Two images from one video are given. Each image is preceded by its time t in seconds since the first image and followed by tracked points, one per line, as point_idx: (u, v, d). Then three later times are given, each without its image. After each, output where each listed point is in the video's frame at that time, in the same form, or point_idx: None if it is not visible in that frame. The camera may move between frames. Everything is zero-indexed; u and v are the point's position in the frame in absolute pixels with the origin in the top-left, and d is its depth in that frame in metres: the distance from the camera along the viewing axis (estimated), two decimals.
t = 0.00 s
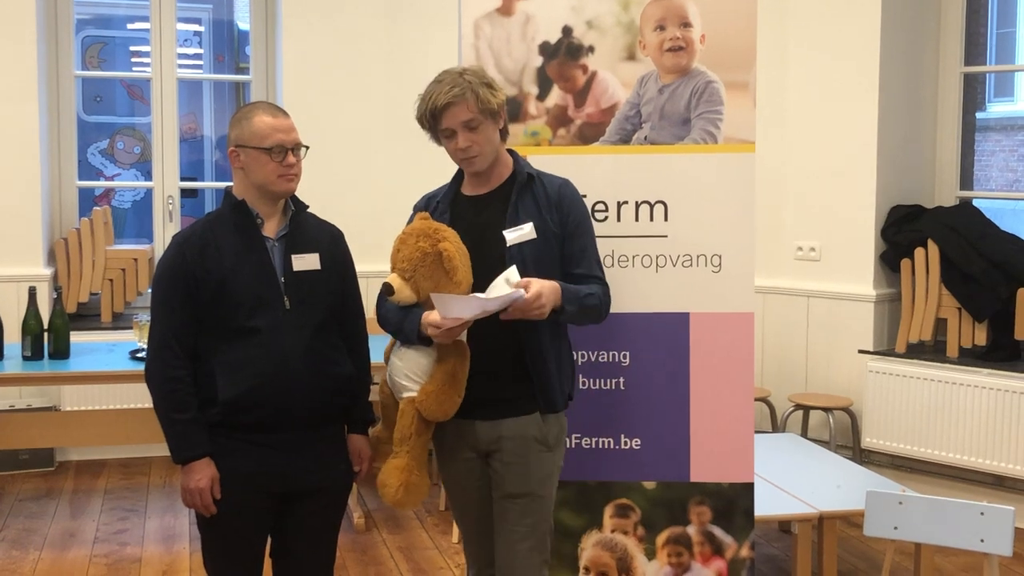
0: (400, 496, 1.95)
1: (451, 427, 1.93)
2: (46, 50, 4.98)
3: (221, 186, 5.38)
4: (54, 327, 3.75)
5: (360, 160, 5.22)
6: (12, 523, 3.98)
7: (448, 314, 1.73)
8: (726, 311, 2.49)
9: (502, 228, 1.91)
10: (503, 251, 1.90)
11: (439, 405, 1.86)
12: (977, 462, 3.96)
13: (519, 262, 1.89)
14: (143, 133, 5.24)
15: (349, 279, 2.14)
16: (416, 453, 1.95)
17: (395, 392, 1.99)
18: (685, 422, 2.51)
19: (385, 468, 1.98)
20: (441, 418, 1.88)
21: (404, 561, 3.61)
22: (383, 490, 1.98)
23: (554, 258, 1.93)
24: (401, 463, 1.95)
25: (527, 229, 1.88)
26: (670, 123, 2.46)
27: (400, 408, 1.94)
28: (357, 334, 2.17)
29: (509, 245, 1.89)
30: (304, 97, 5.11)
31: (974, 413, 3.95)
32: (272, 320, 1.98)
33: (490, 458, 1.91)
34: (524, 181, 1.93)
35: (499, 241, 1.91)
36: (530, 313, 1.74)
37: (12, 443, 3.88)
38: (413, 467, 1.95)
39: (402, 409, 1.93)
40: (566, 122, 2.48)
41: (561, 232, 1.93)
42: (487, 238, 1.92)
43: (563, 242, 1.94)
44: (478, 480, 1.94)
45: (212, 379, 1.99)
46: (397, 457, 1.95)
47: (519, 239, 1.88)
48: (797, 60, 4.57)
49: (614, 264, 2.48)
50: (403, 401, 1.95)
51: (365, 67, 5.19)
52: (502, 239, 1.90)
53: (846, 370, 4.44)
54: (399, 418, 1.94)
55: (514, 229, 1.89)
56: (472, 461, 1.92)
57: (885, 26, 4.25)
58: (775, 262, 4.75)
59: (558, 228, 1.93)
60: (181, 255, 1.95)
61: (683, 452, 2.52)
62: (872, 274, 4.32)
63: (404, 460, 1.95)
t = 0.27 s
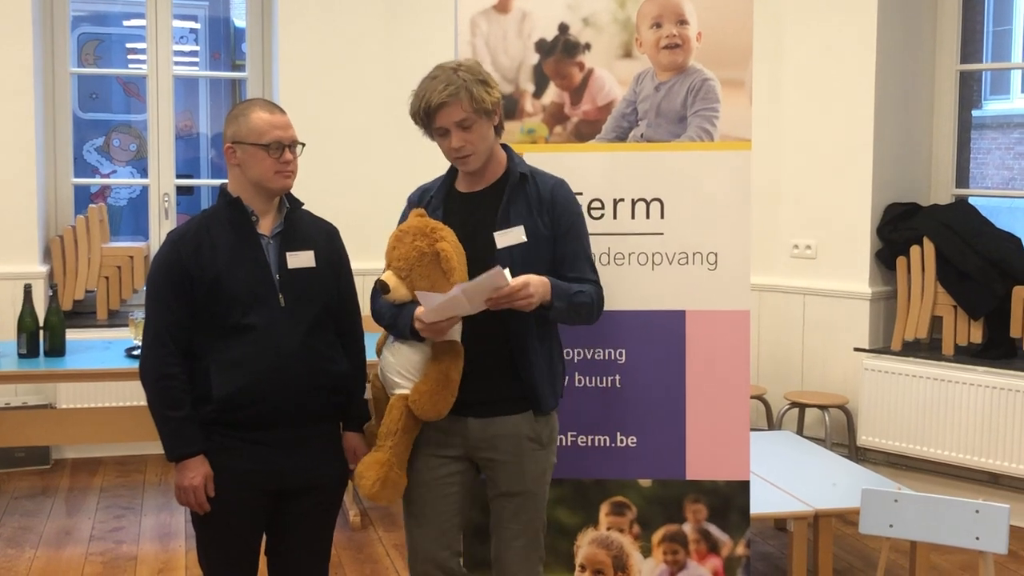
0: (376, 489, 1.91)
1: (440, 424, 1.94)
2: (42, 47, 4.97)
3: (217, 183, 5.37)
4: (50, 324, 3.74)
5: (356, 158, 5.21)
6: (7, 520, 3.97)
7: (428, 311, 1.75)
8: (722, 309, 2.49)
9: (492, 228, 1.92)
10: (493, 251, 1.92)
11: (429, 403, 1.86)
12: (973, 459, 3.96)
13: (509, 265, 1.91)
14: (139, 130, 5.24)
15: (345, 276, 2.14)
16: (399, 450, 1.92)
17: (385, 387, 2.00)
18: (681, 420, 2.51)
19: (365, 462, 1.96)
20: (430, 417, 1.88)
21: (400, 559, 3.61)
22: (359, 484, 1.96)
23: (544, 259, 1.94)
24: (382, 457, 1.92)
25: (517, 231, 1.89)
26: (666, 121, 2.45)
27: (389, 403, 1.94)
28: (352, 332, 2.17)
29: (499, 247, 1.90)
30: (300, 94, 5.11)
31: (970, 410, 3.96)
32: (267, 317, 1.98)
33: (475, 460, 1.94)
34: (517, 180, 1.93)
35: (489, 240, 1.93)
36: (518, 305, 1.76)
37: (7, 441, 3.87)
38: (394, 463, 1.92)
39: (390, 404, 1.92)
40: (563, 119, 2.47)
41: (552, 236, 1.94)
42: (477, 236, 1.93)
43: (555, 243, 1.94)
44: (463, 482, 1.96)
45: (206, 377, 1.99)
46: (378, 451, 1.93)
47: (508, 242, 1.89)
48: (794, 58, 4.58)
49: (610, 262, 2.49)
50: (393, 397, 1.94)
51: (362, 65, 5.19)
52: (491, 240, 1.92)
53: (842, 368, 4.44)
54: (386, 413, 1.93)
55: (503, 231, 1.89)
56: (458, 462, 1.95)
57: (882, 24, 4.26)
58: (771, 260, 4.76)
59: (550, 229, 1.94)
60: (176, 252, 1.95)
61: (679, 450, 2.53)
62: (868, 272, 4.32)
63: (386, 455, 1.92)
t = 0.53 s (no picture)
0: (377, 495, 1.90)
1: (428, 424, 1.95)
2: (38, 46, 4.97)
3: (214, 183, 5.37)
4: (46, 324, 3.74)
5: (353, 158, 5.21)
6: (3, 520, 3.97)
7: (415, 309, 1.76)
8: (718, 310, 2.49)
9: (470, 226, 1.93)
10: (473, 249, 1.93)
11: (419, 401, 1.87)
12: (968, 460, 3.97)
13: (490, 261, 1.92)
14: (135, 130, 5.23)
15: (343, 277, 2.14)
16: (394, 452, 1.93)
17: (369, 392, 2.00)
18: (677, 420, 2.52)
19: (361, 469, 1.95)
20: (421, 416, 1.89)
21: (396, 559, 3.61)
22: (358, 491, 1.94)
23: (524, 252, 1.95)
24: (379, 462, 1.92)
25: (495, 227, 1.90)
26: (663, 122, 2.46)
27: (376, 407, 1.94)
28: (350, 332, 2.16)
29: (479, 243, 1.91)
30: (297, 95, 5.11)
31: (965, 411, 3.97)
32: (262, 317, 1.98)
33: (461, 458, 1.95)
34: (490, 177, 1.96)
35: (468, 239, 1.94)
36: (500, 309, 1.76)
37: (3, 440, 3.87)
38: (391, 467, 1.92)
39: (379, 407, 1.93)
40: (559, 121, 2.48)
41: (530, 229, 1.96)
42: (455, 234, 1.94)
43: (533, 237, 1.96)
44: (448, 479, 1.97)
45: (203, 376, 1.99)
46: (375, 455, 1.93)
47: (488, 238, 1.90)
48: (791, 59, 4.58)
49: (606, 263, 2.49)
50: (379, 400, 1.95)
51: (359, 65, 5.19)
52: (470, 236, 1.93)
53: (838, 369, 4.45)
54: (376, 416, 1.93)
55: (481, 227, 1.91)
56: (445, 460, 1.96)
57: (878, 26, 4.27)
58: (767, 261, 4.77)
59: (527, 223, 1.96)
60: (172, 251, 1.95)
61: (676, 450, 2.53)
62: (864, 273, 4.33)
63: (382, 459, 1.92)
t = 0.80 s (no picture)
0: (361, 497, 1.91)
1: (415, 425, 1.98)
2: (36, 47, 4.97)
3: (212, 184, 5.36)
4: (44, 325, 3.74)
5: (352, 159, 5.21)
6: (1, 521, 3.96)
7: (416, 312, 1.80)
8: (716, 312, 2.49)
9: (449, 226, 1.98)
10: (454, 246, 1.98)
11: (405, 402, 1.89)
12: (965, 462, 3.98)
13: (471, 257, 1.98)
14: (134, 131, 5.23)
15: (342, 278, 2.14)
16: (380, 455, 1.94)
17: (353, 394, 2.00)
18: (675, 422, 2.52)
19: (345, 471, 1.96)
20: (407, 416, 1.91)
21: (394, 561, 3.61)
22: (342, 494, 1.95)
23: (503, 248, 2.01)
24: (363, 464, 1.93)
25: (473, 224, 1.96)
26: (662, 124, 2.46)
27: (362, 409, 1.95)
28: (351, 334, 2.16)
29: (458, 241, 1.97)
30: (295, 96, 5.11)
31: (962, 413, 3.97)
32: (262, 318, 1.99)
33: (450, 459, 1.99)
34: (464, 176, 2.00)
35: (449, 238, 1.98)
36: (499, 296, 1.84)
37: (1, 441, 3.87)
38: (376, 469, 1.94)
39: (365, 410, 1.93)
40: (558, 123, 2.47)
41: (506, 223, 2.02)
42: (434, 233, 1.98)
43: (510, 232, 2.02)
44: (437, 479, 2.01)
45: (202, 377, 1.99)
46: (359, 458, 1.94)
47: (468, 236, 1.96)
48: (789, 62, 4.59)
49: (605, 265, 2.49)
50: (364, 403, 1.96)
51: (357, 66, 5.19)
52: (451, 235, 1.97)
53: (837, 371, 4.45)
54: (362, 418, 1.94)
55: (460, 226, 1.96)
56: (433, 460, 2.00)
57: (876, 29, 4.27)
58: (765, 263, 4.77)
59: (503, 218, 2.02)
60: (172, 251, 1.95)
61: (674, 451, 2.53)
62: (862, 275, 4.34)
63: (367, 462, 1.93)
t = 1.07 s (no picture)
0: (364, 498, 1.91)
1: (415, 427, 1.98)
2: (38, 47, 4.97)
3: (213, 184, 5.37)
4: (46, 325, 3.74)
5: (353, 159, 5.22)
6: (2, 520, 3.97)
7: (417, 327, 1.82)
8: (717, 313, 2.50)
9: (442, 226, 1.99)
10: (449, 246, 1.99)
11: (406, 402, 1.89)
12: (966, 464, 3.98)
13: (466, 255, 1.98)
14: (135, 131, 5.23)
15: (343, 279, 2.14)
16: (381, 456, 1.94)
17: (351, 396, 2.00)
18: (675, 423, 2.52)
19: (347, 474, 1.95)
20: (407, 417, 1.91)
21: (394, 561, 3.62)
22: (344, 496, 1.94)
23: (496, 245, 2.02)
24: (365, 466, 1.93)
25: (467, 223, 1.97)
26: (663, 125, 2.47)
27: (362, 411, 1.95)
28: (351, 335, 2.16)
29: (452, 240, 1.97)
30: (297, 96, 5.11)
31: (963, 414, 3.97)
32: (262, 319, 1.99)
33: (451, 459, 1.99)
34: (454, 176, 2.02)
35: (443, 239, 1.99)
36: (495, 295, 1.85)
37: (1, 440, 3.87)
38: (377, 470, 1.94)
39: (365, 411, 1.93)
40: (559, 124, 2.48)
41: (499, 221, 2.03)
42: (427, 231, 1.99)
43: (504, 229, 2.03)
44: (437, 479, 2.02)
45: (202, 377, 2.00)
46: (361, 460, 1.94)
47: (461, 235, 1.97)
48: (791, 64, 4.59)
49: (606, 266, 2.49)
50: (364, 404, 1.95)
51: (358, 66, 5.19)
52: (445, 235, 1.98)
53: (837, 372, 4.46)
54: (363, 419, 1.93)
55: (454, 225, 1.97)
56: (433, 461, 2.00)
57: (877, 31, 4.27)
58: (766, 264, 4.78)
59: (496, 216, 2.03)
60: (173, 251, 1.95)
61: (674, 452, 2.53)
62: (863, 277, 4.34)
63: (369, 464, 1.93)
